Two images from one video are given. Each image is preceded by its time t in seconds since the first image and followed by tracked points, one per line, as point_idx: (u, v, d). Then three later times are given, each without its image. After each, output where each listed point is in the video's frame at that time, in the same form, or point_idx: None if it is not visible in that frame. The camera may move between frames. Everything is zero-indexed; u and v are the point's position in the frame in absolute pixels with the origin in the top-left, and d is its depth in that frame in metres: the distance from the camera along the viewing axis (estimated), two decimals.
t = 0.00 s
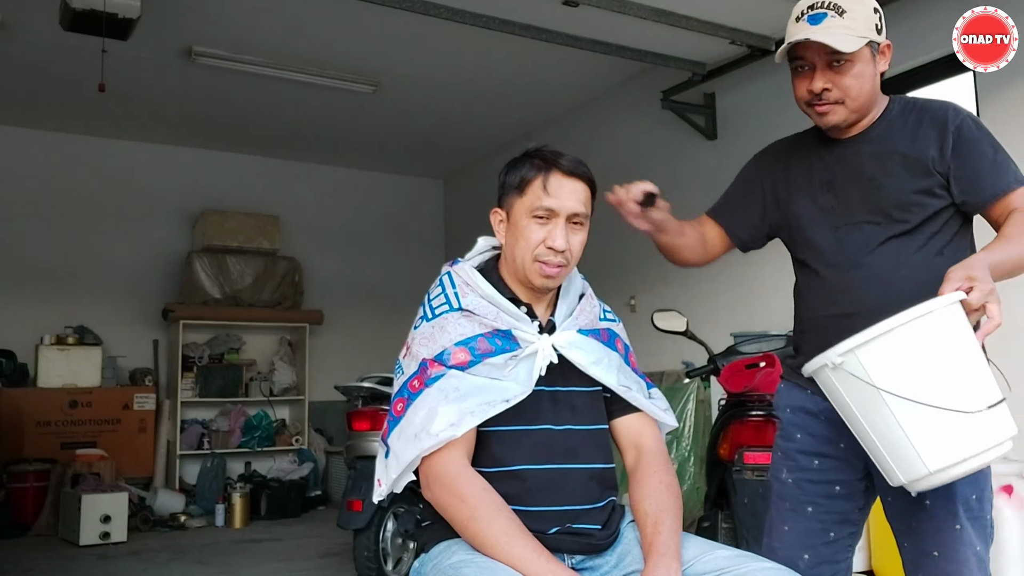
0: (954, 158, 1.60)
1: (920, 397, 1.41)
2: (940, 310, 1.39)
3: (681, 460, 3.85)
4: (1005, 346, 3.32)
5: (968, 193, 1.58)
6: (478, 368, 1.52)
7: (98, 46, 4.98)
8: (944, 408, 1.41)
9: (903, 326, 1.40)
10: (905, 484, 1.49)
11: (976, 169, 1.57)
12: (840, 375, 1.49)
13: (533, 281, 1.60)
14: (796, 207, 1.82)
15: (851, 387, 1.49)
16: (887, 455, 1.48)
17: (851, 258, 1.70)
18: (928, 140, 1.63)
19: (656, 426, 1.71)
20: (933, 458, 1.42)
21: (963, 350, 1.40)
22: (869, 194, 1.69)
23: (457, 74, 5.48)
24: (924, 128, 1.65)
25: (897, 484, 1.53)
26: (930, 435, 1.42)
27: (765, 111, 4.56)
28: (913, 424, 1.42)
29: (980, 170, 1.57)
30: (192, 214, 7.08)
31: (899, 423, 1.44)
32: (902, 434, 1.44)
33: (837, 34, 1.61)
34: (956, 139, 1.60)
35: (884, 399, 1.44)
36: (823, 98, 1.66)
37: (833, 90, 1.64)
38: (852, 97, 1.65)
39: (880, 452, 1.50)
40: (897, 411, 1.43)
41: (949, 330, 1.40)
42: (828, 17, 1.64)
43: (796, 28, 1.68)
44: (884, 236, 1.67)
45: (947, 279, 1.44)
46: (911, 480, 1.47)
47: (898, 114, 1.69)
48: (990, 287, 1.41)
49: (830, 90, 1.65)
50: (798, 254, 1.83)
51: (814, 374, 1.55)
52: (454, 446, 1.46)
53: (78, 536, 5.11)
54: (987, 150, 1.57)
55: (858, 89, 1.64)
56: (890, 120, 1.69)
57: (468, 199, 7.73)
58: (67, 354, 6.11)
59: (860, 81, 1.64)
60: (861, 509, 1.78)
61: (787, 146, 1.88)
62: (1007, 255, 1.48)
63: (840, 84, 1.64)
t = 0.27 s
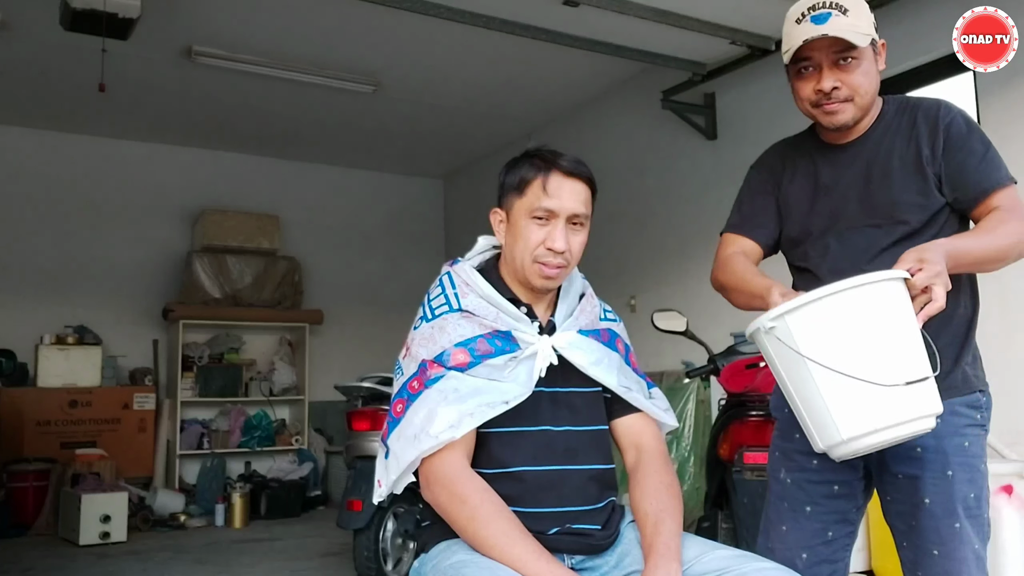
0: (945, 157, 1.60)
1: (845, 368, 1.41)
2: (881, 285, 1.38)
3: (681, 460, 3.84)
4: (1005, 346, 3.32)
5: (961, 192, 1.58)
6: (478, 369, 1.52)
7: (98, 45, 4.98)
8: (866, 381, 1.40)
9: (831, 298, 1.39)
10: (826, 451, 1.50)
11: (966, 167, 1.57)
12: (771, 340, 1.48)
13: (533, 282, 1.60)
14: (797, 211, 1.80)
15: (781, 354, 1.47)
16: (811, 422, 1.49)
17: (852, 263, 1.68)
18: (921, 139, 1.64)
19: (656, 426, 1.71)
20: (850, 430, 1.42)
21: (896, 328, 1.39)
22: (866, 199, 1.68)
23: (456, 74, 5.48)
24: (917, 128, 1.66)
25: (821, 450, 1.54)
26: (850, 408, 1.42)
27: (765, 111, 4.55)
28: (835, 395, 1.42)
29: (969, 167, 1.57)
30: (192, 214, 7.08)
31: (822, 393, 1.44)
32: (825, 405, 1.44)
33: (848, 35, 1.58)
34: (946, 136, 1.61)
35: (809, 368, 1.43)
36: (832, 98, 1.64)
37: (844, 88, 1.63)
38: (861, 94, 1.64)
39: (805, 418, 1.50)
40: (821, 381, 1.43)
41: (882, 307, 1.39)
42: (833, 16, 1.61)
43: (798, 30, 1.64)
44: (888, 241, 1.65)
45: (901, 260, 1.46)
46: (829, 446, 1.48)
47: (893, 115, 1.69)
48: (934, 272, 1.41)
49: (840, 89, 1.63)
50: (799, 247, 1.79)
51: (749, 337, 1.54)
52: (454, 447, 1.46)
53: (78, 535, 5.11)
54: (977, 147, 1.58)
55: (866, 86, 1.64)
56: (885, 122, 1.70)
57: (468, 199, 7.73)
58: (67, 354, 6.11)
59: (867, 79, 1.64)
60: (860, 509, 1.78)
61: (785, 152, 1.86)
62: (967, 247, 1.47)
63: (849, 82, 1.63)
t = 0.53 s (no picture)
0: (956, 156, 1.59)
1: (862, 373, 1.41)
2: (893, 288, 1.38)
3: (682, 460, 3.84)
4: (1006, 346, 3.31)
5: (974, 191, 1.57)
6: (477, 370, 1.52)
7: (98, 45, 4.98)
8: (884, 385, 1.40)
9: (846, 303, 1.39)
10: (843, 457, 1.49)
11: (977, 164, 1.56)
12: (785, 347, 1.47)
13: (532, 282, 1.60)
14: (809, 209, 1.80)
15: (797, 360, 1.47)
16: (827, 428, 1.48)
17: (857, 262, 1.68)
18: (932, 137, 1.63)
19: (657, 426, 1.70)
20: (870, 435, 1.42)
21: (910, 330, 1.39)
22: (876, 196, 1.68)
23: (457, 74, 5.47)
24: (929, 126, 1.64)
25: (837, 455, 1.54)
26: (869, 413, 1.41)
27: (766, 111, 4.55)
28: (854, 400, 1.42)
29: (981, 166, 1.56)
30: (192, 214, 7.08)
31: (839, 399, 1.43)
32: (843, 411, 1.43)
33: (857, 47, 1.55)
34: (957, 134, 1.60)
35: (826, 374, 1.43)
36: (843, 104, 1.64)
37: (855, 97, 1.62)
38: (872, 100, 1.64)
39: (820, 423, 1.50)
40: (838, 387, 1.43)
41: (896, 310, 1.39)
42: (844, 25, 1.58)
43: (810, 39, 1.61)
44: (893, 240, 1.65)
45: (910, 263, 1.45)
46: (847, 453, 1.48)
47: (905, 113, 1.69)
48: (946, 273, 1.41)
49: (851, 98, 1.63)
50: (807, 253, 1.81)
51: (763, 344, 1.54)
52: (454, 448, 1.46)
53: (78, 535, 5.11)
54: (992, 147, 1.56)
55: (878, 92, 1.63)
56: (896, 120, 1.69)
57: (468, 199, 7.73)
58: (67, 354, 6.11)
59: (880, 84, 1.62)
60: (862, 510, 1.77)
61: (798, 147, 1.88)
62: (977, 248, 1.47)
63: (861, 90, 1.62)
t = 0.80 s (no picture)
0: (904, 153, 1.70)
1: (876, 340, 1.46)
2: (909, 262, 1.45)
3: (681, 460, 3.84)
4: (1005, 345, 3.32)
5: (920, 187, 1.67)
6: (477, 370, 1.52)
7: (98, 46, 4.98)
8: (893, 354, 1.46)
9: (872, 270, 1.44)
10: (841, 428, 1.53)
11: (925, 163, 1.66)
12: (800, 312, 1.51)
13: (532, 283, 1.60)
14: (762, 206, 1.89)
15: (810, 328, 1.51)
16: (831, 396, 1.52)
17: (807, 254, 1.77)
18: (880, 137, 1.74)
19: (656, 426, 1.71)
20: (878, 403, 1.46)
21: (919, 307, 1.46)
22: (829, 189, 1.77)
23: (456, 74, 5.48)
24: (876, 128, 1.75)
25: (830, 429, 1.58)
26: (879, 380, 1.46)
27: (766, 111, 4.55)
28: (867, 367, 1.47)
29: (928, 164, 1.66)
30: (192, 214, 7.08)
31: (849, 366, 1.48)
32: (854, 377, 1.48)
33: (768, 42, 1.75)
34: (907, 136, 1.70)
35: (840, 339, 1.48)
36: (765, 101, 1.79)
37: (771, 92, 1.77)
38: (790, 97, 1.76)
39: (823, 393, 1.53)
40: (851, 352, 1.47)
41: (908, 284, 1.45)
42: (762, 26, 1.80)
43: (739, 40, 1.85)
44: (841, 232, 1.74)
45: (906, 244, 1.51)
46: (847, 423, 1.51)
47: (850, 116, 1.80)
48: (943, 256, 1.48)
49: (770, 94, 1.78)
50: (760, 248, 1.90)
51: (772, 310, 1.57)
52: (454, 448, 1.46)
53: (78, 535, 5.11)
54: (936, 147, 1.67)
55: (796, 90, 1.75)
56: (844, 122, 1.80)
57: (467, 199, 7.73)
58: (67, 354, 6.11)
59: (797, 83, 1.75)
60: (819, 503, 1.83)
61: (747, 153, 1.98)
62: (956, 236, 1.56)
63: (777, 86, 1.77)
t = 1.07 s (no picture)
0: (815, 161, 1.94)
1: (910, 353, 1.55)
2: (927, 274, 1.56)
3: (682, 460, 3.84)
4: (1005, 345, 3.32)
5: (831, 188, 1.92)
6: (477, 370, 1.52)
7: (98, 46, 4.99)
8: (925, 365, 1.56)
9: (907, 289, 1.53)
10: (879, 441, 1.61)
11: (834, 168, 1.92)
12: (839, 338, 1.56)
13: (532, 284, 1.60)
14: (697, 221, 2.07)
15: (848, 349, 1.56)
16: (872, 414, 1.59)
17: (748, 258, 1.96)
18: (791, 149, 1.98)
19: (656, 426, 1.71)
20: (919, 413, 1.56)
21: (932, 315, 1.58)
22: (757, 196, 1.98)
23: (456, 74, 5.48)
24: (785, 141, 1.99)
25: (861, 441, 1.65)
26: (917, 391, 1.56)
27: (766, 111, 4.55)
28: (906, 381, 1.55)
29: (835, 168, 1.92)
30: (192, 214, 7.08)
31: (891, 381, 1.55)
32: (895, 393, 1.56)
33: (665, 79, 2.01)
34: (815, 147, 1.95)
35: (880, 356, 1.55)
36: (674, 133, 2.04)
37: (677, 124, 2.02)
38: (693, 125, 2.01)
39: (861, 411, 1.60)
40: (891, 369, 1.55)
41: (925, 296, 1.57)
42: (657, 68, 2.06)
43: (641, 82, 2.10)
44: (773, 234, 1.95)
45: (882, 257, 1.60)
46: (887, 436, 1.60)
47: (757, 135, 2.04)
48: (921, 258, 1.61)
49: (676, 125, 2.03)
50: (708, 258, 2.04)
51: (799, 338, 1.60)
52: (454, 448, 1.46)
53: (78, 536, 5.11)
54: (838, 154, 1.93)
55: (698, 118, 2.00)
56: (754, 140, 2.03)
57: (467, 199, 7.74)
58: (67, 354, 6.11)
59: (697, 112, 2.00)
60: (789, 493, 1.99)
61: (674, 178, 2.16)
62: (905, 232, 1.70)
63: (681, 117, 2.02)
